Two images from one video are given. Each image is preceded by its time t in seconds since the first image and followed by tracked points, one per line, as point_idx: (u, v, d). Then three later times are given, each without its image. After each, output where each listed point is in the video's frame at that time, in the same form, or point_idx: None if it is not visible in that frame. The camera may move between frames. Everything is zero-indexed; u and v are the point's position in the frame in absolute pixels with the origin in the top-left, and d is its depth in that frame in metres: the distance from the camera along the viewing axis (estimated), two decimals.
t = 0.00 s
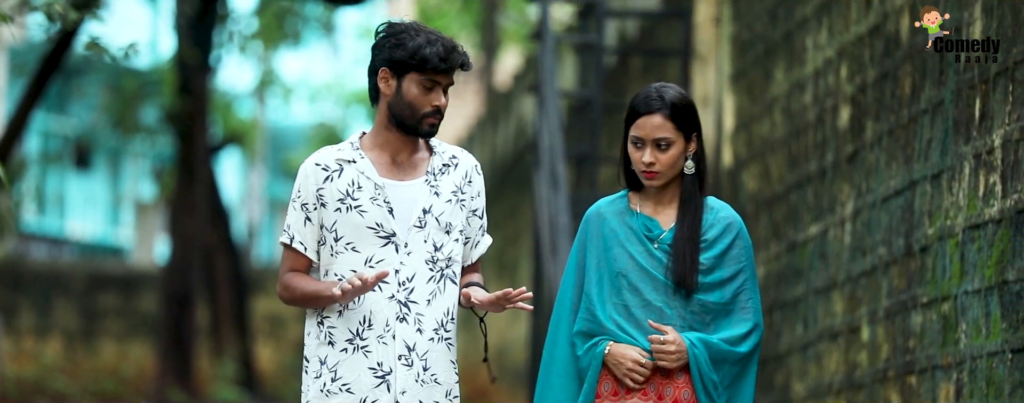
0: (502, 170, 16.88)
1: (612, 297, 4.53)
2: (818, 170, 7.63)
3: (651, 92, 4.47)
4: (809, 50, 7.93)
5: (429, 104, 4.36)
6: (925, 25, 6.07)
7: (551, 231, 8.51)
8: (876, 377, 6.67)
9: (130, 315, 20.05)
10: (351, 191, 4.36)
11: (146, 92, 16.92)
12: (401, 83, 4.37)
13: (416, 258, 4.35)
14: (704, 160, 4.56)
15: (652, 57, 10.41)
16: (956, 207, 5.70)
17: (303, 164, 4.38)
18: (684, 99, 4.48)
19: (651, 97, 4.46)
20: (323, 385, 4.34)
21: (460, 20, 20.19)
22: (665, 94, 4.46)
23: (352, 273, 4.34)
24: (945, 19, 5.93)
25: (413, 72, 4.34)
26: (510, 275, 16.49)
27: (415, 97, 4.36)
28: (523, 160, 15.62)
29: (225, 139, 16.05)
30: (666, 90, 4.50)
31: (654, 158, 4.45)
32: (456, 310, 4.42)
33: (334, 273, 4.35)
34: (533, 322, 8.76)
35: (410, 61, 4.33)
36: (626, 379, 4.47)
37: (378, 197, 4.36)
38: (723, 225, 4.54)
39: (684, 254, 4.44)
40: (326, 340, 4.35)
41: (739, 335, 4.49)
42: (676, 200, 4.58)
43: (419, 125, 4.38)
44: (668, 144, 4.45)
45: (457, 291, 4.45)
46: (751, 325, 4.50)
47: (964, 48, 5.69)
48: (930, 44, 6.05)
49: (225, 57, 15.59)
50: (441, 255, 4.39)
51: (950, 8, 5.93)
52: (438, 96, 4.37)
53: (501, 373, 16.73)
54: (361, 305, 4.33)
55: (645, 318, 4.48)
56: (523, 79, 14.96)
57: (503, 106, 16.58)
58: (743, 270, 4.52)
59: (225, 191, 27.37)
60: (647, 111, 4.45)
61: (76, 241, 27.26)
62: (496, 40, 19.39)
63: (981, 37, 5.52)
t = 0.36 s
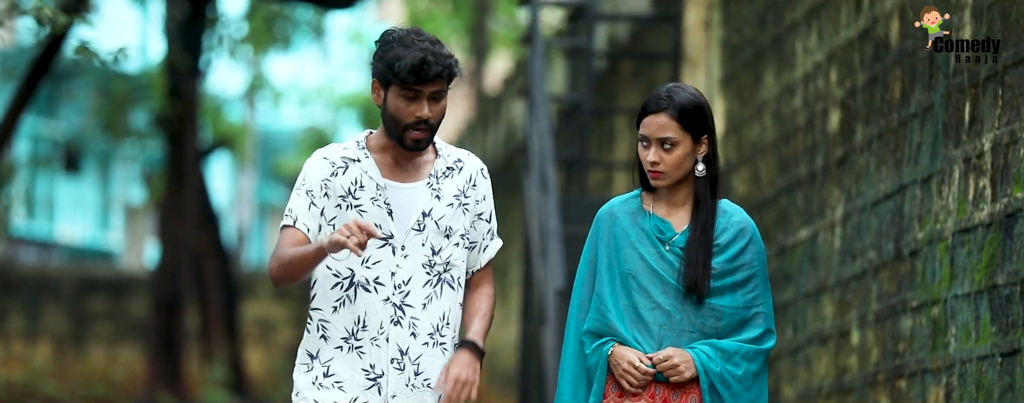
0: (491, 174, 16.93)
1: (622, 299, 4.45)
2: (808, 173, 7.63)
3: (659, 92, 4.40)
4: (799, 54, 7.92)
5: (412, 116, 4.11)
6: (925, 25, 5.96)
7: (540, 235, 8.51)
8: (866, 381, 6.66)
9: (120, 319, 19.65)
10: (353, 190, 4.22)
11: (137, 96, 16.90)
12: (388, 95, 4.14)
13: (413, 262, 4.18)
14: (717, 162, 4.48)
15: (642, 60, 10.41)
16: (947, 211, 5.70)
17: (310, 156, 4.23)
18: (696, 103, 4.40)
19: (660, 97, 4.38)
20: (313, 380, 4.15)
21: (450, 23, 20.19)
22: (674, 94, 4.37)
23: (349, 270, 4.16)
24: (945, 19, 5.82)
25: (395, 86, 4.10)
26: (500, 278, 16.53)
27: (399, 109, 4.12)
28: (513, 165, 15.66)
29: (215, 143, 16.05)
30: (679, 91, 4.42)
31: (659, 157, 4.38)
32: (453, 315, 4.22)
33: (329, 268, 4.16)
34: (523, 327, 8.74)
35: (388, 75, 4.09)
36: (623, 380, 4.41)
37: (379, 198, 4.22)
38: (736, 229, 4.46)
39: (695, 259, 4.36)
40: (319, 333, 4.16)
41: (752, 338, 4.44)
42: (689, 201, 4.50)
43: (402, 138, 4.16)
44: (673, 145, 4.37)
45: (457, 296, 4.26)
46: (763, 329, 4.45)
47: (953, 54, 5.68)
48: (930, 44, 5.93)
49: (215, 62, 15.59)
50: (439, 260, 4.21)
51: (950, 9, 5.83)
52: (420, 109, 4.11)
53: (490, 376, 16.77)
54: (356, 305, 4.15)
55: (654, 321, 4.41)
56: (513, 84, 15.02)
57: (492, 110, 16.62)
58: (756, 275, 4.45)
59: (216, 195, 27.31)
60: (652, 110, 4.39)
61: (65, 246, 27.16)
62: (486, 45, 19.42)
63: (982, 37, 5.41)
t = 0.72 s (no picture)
0: (482, 176, 16.92)
1: (614, 301, 4.41)
2: (799, 175, 7.62)
3: (649, 92, 4.39)
4: (790, 56, 7.92)
5: (421, 126, 4.12)
6: (925, 25, 5.87)
7: (531, 236, 8.50)
8: (857, 383, 6.66)
9: (110, 321, 19.05)
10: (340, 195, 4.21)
11: (126, 98, 16.86)
12: (393, 110, 4.12)
13: (401, 268, 4.20)
14: (707, 165, 4.44)
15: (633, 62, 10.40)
16: (937, 213, 5.70)
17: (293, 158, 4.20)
18: (687, 106, 4.37)
19: (649, 98, 4.37)
20: (307, 390, 4.13)
21: (441, 26, 20.14)
22: (664, 95, 4.36)
23: (337, 277, 4.14)
24: (945, 18, 5.71)
25: (407, 100, 4.09)
26: (490, 281, 16.51)
27: (408, 123, 4.11)
28: (504, 167, 15.63)
29: (205, 145, 15.99)
30: (669, 92, 4.40)
31: (643, 156, 4.36)
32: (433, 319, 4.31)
33: (317, 273, 4.14)
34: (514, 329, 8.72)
35: (402, 90, 4.08)
36: (614, 381, 4.36)
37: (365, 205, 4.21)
38: (729, 232, 4.41)
39: (688, 263, 4.31)
40: (311, 339, 4.13)
41: (744, 342, 4.39)
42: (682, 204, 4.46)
43: (410, 148, 4.16)
44: (659, 144, 4.35)
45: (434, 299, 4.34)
46: (755, 332, 4.39)
47: (944, 57, 5.68)
48: (930, 44, 5.83)
49: (206, 64, 15.53)
50: (422, 265, 4.27)
51: (949, 8, 5.72)
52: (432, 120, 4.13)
53: (481, 379, 16.75)
54: (347, 312, 4.13)
55: (646, 324, 4.36)
56: (503, 86, 15.02)
57: (483, 112, 16.61)
58: (748, 278, 4.40)
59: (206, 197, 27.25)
60: (641, 110, 4.38)
61: (56, 248, 27.08)
62: (478, 47, 19.41)
63: (982, 36, 5.32)
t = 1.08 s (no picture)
0: (473, 180, 16.87)
1: (597, 305, 4.48)
2: (788, 180, 7.63)
3: (627, 93, 4.51)
4: (779, 61, 7.93)
5: (389, 119, 4.21)
6: (925, 25, 5.74)
7: (521, 240, 8.48)
8: (846, 387, 6.66)
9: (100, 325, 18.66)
10: (309, 197, 4.17)
11: (115, 101, 16.80)
12: (366, 100, 4.19)
13: (371, 264, 4.26)
14: (682, 168, 4.55)
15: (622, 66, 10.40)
16: (926, 217, 5.71)
17: (252, 169, 4.11)
18: (665, 109, 4.49)
19: (627, 98, 4.49)
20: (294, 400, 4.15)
21: (430, 30, 20.10)
22: (642, 96, 4.48)
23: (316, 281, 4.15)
24: (946, 19, 5.58)
25: (384, 91, 4.17)
26: (480, 285, 16.46)
27: (380, 115, 4.20)
28: (494, 170, 15.59)
29: (195, 149, 15.91)
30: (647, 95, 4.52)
31: (621, 157, 4.46)
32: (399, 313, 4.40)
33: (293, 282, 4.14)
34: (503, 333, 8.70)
35: (386, 79, 4.15)
36: (600, 383, 4.42)
37: (335, 203, 4.22)
38: (708, 235, 4.53)
39: (670, 265, 4.41)
40: (293, 351, 4.15)
41: (724, 346, 4.47)
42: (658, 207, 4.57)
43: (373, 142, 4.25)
44: (636, 144, 4.45)
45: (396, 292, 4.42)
46: (734, 336, 4.49)
47: (934, 60, 5.69)
48: (930, 44, 5.72)
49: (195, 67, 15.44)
50: (389, 259, 4.35)
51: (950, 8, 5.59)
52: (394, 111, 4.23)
53: (471, 383, 16.67)
54: (327, 314, 4.15)
55: (630, 327, 4.44)
56: (493, 90, 14.98)
57: (472, 116, 16.57)
58: (727, 281, 4.51)
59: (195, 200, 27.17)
60: (619, 110, 4.49)
61: (45, 252, 26.96)
62: (468, 51, 19.40)
63: (982, 37, 5.23)
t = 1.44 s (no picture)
0: (466, 190, 16.88)
1: (573, 312, 4.43)
2: (781, 190, 7.63)
3: (605, 99, 4.47)
4: (772, 71, 7.93)
5: (372, 120, 4.14)
6: (925, 25, 5.66)
7: (514, 251, 8.47)
8: (839, 398, 6.66)
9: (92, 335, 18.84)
10: (295, 206, 4.09)
11: (109, 111, 16.78)
12: (349, 103, 4.10)
13: (353, 272, 4.22)
14: (660, 173, 4.50)
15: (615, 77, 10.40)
16: (919, 228, 5.71)
17: (239, 176, 4.04)
18: (643, 115, 4.45)
19: (604, 104, 4.45)
20: None
21: (424, 40, 20.10)
22: (620, 102, 4.44)
23: (300, 292, 4.09)
24: (945, 19, 5.50)
25: (365, 92, 4.09)
26: (473, 295, 16.46)
27: (363, 117, 4.12)
28: (486, 180, 15.62)
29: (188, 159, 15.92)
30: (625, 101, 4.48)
31: (598, 163, 4.42)
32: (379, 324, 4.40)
33: (278, 292, 4.07)
34: (496, 344, 8.69)
35: (365, 80, 4.08)
36: (576, 391, 4.37)
37: (321, 213, 4.13)
38: (686, 241, 4.48)
39: (647, 271, 4.37)
40: (278, 363, 4.09)
41: (704, 353, 4.43)
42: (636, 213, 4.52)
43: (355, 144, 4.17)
44: (613, 150, 4.42)
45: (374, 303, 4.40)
46: (714, 343, 4.44)
47: (927, 70, 5.70)
48: (931, 45, 5.62)
49: (189, 77, 15.45)
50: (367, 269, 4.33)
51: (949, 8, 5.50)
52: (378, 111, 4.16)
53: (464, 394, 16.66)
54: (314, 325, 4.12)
55: (606, 333, 4.39)
56: (486, 100, 15.02)
57: (465, 126, 16.61)
58: (706, 288, 4.46)
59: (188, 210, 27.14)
60: (595, 115, 4.46)
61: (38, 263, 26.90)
62: (461, 62, 19.41)
63: (982, 36, 5.15)
